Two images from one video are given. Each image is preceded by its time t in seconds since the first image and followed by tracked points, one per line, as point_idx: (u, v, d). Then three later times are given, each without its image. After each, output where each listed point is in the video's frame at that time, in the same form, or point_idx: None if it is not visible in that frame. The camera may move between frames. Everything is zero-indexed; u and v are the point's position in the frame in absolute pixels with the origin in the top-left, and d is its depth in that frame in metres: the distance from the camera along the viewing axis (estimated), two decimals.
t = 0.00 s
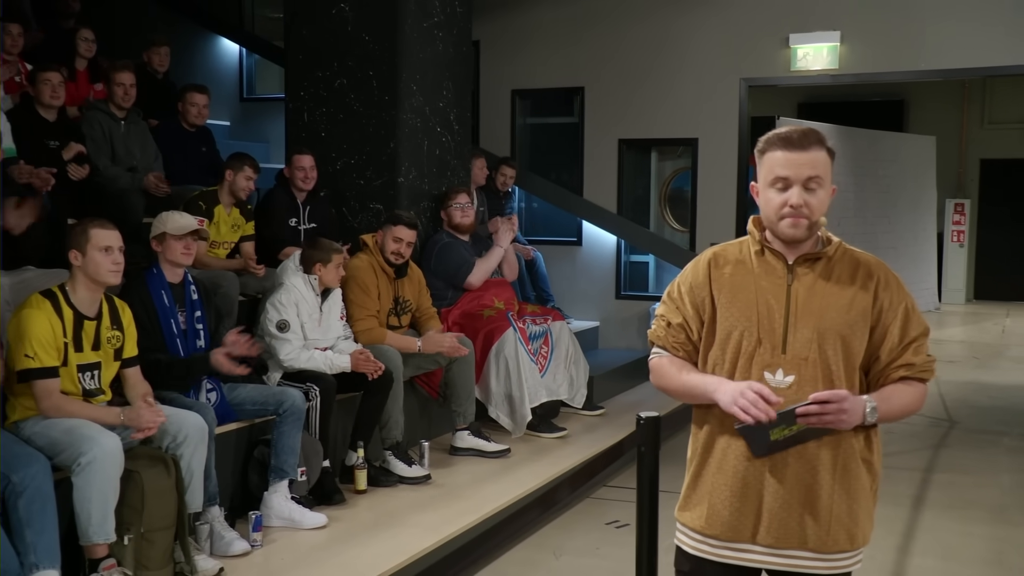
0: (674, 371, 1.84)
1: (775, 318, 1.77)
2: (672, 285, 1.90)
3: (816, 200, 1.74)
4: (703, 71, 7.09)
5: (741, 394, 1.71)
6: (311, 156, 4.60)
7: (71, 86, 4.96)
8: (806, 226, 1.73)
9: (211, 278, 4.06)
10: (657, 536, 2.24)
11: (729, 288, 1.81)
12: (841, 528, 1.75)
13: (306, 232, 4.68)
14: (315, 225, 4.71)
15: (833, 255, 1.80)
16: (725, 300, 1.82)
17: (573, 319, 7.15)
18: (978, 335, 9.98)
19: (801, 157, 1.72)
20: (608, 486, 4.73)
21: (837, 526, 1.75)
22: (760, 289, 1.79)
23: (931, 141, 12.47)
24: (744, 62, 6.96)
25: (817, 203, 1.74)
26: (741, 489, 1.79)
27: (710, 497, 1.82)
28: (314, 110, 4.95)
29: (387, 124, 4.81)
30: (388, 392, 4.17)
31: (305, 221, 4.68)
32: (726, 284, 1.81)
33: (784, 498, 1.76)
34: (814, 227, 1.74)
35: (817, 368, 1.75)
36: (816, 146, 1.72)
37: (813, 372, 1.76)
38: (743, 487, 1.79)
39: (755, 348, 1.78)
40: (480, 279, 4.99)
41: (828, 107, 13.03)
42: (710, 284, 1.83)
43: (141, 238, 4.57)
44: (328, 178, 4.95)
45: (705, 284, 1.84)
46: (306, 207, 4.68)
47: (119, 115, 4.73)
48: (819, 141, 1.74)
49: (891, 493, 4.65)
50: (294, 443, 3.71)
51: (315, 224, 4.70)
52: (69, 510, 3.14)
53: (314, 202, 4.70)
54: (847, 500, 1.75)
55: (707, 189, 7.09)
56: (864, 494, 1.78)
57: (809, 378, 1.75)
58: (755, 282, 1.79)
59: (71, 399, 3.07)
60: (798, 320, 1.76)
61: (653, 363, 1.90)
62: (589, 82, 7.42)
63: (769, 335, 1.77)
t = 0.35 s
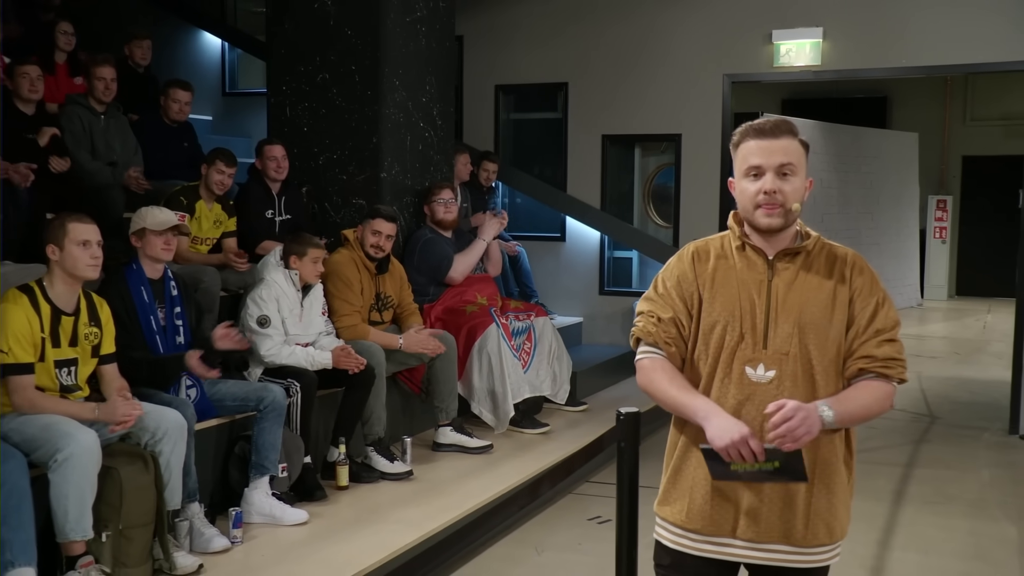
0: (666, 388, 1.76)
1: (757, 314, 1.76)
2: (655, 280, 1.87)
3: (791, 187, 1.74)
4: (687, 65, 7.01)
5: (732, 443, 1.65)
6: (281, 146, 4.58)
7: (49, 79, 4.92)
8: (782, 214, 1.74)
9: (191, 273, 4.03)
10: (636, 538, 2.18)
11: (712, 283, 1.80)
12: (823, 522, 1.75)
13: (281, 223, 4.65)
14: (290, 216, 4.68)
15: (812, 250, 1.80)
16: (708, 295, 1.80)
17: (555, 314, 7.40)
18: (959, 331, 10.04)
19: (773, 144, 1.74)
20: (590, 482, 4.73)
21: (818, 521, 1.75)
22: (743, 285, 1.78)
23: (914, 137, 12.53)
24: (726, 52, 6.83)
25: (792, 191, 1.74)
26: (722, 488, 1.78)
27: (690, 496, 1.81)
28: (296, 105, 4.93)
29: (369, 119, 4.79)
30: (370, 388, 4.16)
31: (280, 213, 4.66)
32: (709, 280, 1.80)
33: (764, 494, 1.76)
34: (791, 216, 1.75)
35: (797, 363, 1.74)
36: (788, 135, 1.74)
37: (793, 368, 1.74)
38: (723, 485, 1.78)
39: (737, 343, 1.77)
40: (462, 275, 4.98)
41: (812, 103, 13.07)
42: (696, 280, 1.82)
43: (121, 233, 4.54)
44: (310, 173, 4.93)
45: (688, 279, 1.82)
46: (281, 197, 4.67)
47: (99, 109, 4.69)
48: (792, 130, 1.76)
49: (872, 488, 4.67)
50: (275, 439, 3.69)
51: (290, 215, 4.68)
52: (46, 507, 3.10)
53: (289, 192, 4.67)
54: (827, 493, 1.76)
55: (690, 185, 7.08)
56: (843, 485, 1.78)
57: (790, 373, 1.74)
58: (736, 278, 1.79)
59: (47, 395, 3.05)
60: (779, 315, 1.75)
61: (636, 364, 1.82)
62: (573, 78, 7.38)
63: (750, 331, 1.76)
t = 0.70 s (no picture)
0: (668, 409, 1.75)
1: (749, 314, 1.76)
2: (655, 280, 1.86)
3: (783, 181, 1.74)
4: (679, 64, 7.02)
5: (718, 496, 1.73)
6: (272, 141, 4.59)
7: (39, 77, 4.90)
8: (775, 207, 1.73)
9: (182, 271, 4.02)
10: (627, 538, 2.18)
11: (706, 283, 1.80)
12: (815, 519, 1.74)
13: (272, 219, 4.67)
14: (280, 212, 4.70)
15: (802, 246, 1.79)
16: (701, 295, 1.79)
17: (550, 313, 7.53)
18: (952, 329, 10.08)
19: (766, 139, 1.74)
20: (583, 480, 4.72)
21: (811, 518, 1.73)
22: (738, 283, 1.78)
23: (908, 136, 12.54)
24: (719, 54, 6.84)
25: (784, 184, 1.74)
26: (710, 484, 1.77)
27: (678, 493, 1.80)
28: (289, 103, 4.92)
29: (362, 118, 4.78)
30: (362, 387, 4.15)
31: (271, 208, 4.67)
32: (705, 278, 1.80)
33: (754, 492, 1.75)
34: (784, 209, 1.74)
35: (790, 362, 1.74)
36: (781, 132, 1.75)
37: (785, 366, 1.74)
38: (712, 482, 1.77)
39: (731, 342, 1.76)
40: (454, 274, 4.98)
41: (806, 101, 13.08)
42: (695, 281, 1.81)
43: (112, 231, 4.52)
44: (302, 171, 4.93)
45: (680, 278, 1.81)
46: (271, 192, 4.68)
47: (91, 107, 4.68)
48: (785, 126, 1.77)
49: (864, 486, 4.67)
50: (266, 437, 3.68)
51: (280, 211, 4.69)
52: (35, 505, 3.09)
53: (279, 187, 4.70)
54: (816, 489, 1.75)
55: (683, 184, 7.08)
56: (832, 482, 1.77)
57: (780, 372, 1.73)
58: (731, 276, 1.79)
59: (35, 395, 3.03)
60: (771, 314, 1.75)
61: (646, 370, 1.79)
62: (566, 76, 7.37)
63: (743, 331, 1.76)
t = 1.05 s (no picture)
0: (663, 403, 1.75)
1: (745, 309, 1.75)
2: (652, 276, 1.85)
3: (782, 178, 1.73)
4: (677, 60, 7.00)
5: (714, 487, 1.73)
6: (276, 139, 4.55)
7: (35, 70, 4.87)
8: (773, 203, 1.72)
9: (178, 266, 4.00)
10: (622, 535, 2.17)
11: (701, 278, 1.79)
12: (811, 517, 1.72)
13: (273, 214, 4.63)
14: (283, 209, 4.67)
15: (801, 243, 1.78)
16: (697, 290, 1.79)
17: (546, 308, 7.52)
18: (948, 326, 10.09)
19: (765, 135, 1.73)
20: (579, 476, 4.72)
21: (809, 517, 1.72)
22: (733, 279, 1.77)
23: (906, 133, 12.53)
24: (718, 50, 6.82)
25: (784, 180, 1.73)
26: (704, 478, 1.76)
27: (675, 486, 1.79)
28: (285, 97, 4.90)
29: (359, 112, 4.77)
30: (357, 382, 4.14)
31: (273, 206, 4.64)
32: (699, 274, 1.79)
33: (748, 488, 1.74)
34: (783, 205, 1.73)
35: (786, 358, 1.73)
36: (781, 128, 1.74)
37: (780, 362, 1.72)
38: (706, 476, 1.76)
39: (725, 337, 1.75)
40: (452, 269, 4.98)
41: (804, 98, 13.07)
42: (689, 276, 1.80)
43: (108, 225, 4.51)
44: (299, 166, 4.91)
45: (676, 273, 1.81)
46: (275, 189, 4.65)
47: (85, 100, 4.66)
48: (784, 122, 1.76)
49: (861, 483, 4.67)
50: (262, 432, 3.67)
51: (283, 207, 4.67)
52: (28, 500, 3.07)
53: (283, 186, 4.67)
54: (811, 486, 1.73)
55: (681, 180, 7.06)
56: (830, 477, 1.76)
57: (775, 369, 1.72)
58: (726, 272, 1.78)
59: (30, 389, 3.01)
60: (767, 311, 1.74)
61: (642, 366, 1.80)
62: (564, 72, 7.35)
63: (738, 326, 1.75)
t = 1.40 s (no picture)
0: (655, 398, 1.74)
1: (737, 303, 1.75)
2: (641, 270, 1.84)
3: (772, 173, 1.73)
4: (668, 55, 6.99)
5: (706, 482, 1.71)
6: (275, 136, 4.53)
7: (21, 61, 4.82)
8: (763, 199, 1.72)
9: (166, 258, 3.98)
10: (610, 528, 2.17)
11: (692, 272, 1.78)
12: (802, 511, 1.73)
13: (269, 210, 4.61)
14: (278, 204, 4.65)
15: (791, 238, 1.78)
16: (687, 284, 1.78)
17: (536, 301, 7.52)
18: (937, 321, 10.13)
19: (755, 130, 1.73)
20: (568, 470, 4.72)
21: (799, 511, 1.73)
22: (723, 273, 1.77)
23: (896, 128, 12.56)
24: (709, 44, 6.82)
25: (773, 175, 1.73)
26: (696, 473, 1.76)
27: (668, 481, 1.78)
28: (275, 89, 4.88)
29: (349, 104, 4.75)
30: (346, 375, 4.13)
31: (269, 202, 4.62)
32: (689, 268, 1.78)
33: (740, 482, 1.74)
34: (773, 201, 1.73)
35: (778, 353, 1.72)
36: (770, 122, 1.73)
37: (773, 356, 1.72)
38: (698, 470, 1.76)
39: (715, 331, 1.75)
40: (440, 263, 4.94)
41: (795, 93, 13.10)
42: (679, 270, 1.79)
43: (95, 217, 4.48)
44: (289, 159, 4.89)
45: (667, 267, 1.80)
46: (272, 185, 4.63)
47: (74, 90, 4.63)
48: (774, 117, 1.75)
49: (849, 477, 4.68)
50: (250, 426, 3.66)
51: (279, 203, 4.64)
52: (15, 492, 3.06)
53: (278, 181, 4.64)
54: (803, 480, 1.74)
55: (671, 174, 7.06)
56: (819, 469, 1.76)
57: (767, 362, 1.72)
58: (716, 266, 1.77)
59: (15, 381, 2.99)
60: (758, 305, 1.74)
61: (632, 362, 1.79)
62: (555, 66, 7.33)
63: (730, 320, 1.74)
